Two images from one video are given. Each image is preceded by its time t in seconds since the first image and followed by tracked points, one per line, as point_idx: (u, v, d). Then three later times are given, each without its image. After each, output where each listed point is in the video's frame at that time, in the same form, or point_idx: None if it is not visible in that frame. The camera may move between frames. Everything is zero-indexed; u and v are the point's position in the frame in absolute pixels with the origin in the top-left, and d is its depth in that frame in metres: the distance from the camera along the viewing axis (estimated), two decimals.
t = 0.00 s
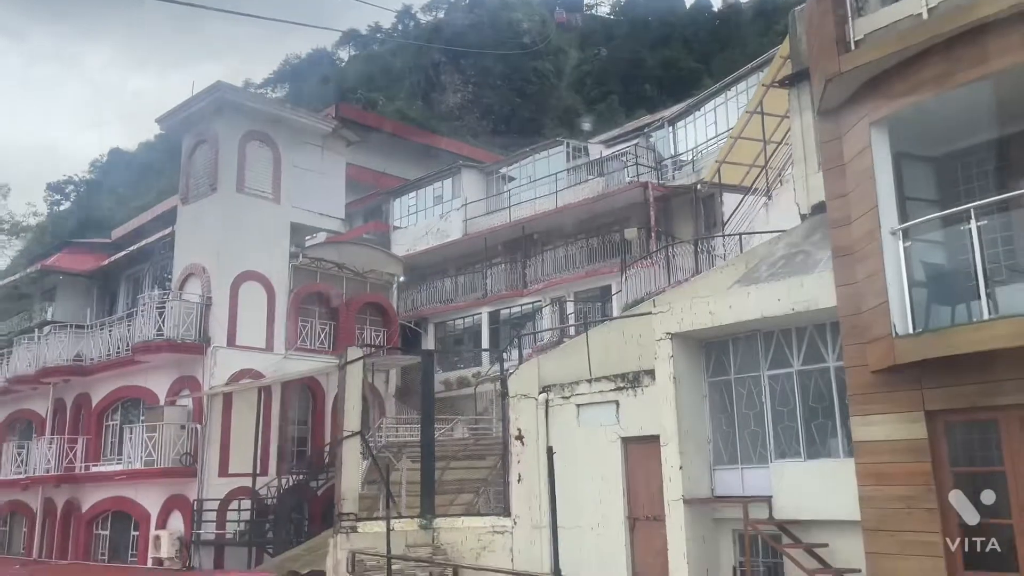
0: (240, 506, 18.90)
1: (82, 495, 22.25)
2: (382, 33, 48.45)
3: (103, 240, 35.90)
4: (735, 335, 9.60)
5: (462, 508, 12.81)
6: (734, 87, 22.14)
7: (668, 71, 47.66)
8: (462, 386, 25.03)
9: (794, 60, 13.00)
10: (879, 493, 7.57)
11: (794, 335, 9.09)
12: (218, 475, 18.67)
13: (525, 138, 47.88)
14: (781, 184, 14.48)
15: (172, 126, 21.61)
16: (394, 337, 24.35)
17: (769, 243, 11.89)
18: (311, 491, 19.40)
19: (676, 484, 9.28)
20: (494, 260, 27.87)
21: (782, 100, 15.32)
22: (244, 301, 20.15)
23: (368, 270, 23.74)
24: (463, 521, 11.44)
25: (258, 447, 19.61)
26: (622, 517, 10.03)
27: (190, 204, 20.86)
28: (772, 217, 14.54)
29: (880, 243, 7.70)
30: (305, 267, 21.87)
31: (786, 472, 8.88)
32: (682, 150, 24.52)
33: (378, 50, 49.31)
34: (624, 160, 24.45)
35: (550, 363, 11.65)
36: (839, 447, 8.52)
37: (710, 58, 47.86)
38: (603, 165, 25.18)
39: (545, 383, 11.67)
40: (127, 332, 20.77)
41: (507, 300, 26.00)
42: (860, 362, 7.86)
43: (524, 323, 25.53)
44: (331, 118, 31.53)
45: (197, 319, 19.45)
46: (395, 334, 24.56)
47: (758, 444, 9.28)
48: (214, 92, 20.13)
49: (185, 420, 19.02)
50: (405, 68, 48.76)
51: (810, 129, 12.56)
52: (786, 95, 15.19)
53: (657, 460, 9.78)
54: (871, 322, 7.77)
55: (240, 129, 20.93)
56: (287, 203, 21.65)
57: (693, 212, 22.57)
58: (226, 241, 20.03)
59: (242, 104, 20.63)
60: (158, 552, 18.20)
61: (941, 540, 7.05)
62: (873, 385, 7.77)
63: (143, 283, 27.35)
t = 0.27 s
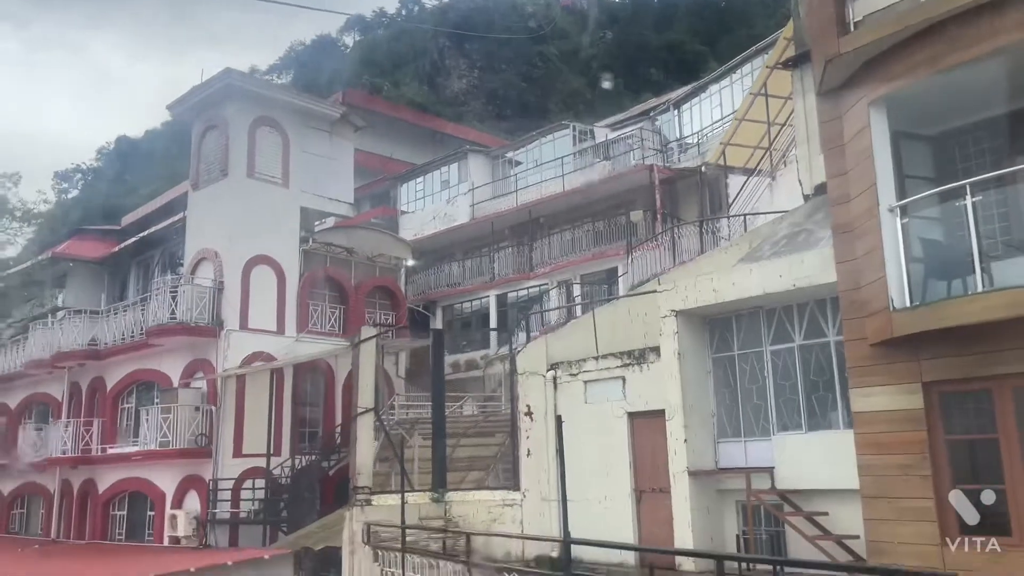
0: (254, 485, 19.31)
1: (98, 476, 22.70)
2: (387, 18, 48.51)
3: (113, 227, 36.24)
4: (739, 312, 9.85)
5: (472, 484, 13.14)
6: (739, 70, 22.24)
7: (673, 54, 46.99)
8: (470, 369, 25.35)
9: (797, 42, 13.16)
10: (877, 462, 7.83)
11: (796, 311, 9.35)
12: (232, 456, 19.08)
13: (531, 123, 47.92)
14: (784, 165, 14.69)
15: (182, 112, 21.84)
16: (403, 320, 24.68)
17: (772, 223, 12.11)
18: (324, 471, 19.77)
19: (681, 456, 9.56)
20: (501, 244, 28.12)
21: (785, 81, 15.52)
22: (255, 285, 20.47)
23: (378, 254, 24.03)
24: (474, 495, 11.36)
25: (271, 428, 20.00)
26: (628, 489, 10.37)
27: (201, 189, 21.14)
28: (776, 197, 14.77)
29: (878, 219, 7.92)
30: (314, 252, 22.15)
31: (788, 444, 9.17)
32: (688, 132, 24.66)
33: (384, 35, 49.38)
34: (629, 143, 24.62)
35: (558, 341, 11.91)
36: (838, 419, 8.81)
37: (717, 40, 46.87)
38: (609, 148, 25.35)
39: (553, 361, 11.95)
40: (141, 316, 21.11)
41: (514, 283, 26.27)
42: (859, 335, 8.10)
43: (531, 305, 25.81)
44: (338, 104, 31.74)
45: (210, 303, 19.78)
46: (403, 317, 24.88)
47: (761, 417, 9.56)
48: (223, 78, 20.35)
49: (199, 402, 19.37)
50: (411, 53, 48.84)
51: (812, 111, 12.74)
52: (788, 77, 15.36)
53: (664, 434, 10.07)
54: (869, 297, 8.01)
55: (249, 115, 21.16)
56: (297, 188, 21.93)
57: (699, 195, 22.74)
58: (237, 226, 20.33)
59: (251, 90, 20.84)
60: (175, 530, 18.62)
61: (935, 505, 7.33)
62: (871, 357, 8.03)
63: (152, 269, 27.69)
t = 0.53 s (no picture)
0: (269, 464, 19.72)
1: (115, 456, 23.14)
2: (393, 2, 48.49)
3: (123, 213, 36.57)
4: (742, 288, 10.09)
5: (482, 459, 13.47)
6: (745, 51, 22.29)
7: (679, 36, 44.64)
8: (479, 351, 25.63)
9: (801, 22, 13.27)
10: (876, 430, 8.09)
11: (798, 287, 9.60)
12: (246, 436, 19.47)
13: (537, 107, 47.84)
14: (789, 144, 14.87)
15: (192, 98, 22.09)
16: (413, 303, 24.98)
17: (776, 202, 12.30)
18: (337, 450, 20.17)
19: (686, 429, 9.84)
20: (508, 228, 28.34)
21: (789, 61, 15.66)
22: (267, 268, 20.79)
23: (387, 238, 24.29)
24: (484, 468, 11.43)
25: (285, 408, 20.38)
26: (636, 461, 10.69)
27: (212, 174, 21.41)
28: (780, 177, 14.94)
29: (878, 195, 8.14)
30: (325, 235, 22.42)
31: (791, 415, 9.47)
32: (694, 114, 24.75)
33: (389, 20, 49.37)
34: (636, 125, 24.76)
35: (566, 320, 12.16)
36: (839, 391, 9.10)
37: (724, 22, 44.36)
38: (615, 131, 25.46)
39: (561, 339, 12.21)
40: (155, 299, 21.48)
41: (522, 265, 26.51)
42: (859, 309, 8.35)
43: (538, 288, 26.04)
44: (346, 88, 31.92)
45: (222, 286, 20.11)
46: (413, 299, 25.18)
47: (764, 390, 9.84)
48: (233, 63, 20.55)
49: (213, 382, 19.74)
50: (417, 38, 48.82)
51: (816, 90, 12.87)
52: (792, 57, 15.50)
53: (669, 408, 10.35)
54: (868, 272, 8.24)
55: (259, 99, 21.39)
56: (307, 172, 22.20)
57: (705, 177, 22.86)
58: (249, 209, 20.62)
59: (261, 74, 21.05)
60: (192, 508, 19.03)
61: (932, 471, 7.59)
62: (870, 330, 8.27)
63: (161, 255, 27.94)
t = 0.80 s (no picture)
0: (283, 444, 20.12)
1: (131, 437, 23.58)
2: None
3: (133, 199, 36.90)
4: (746, 266, 10.32)
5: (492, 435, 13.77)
6: (751, 33, 22.32)
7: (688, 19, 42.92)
8: (487, 333, 25.90)
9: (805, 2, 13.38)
10: (875, 400, 8.33)
11: (801, 264, 9.82)
12: (260, 416, 19.84)
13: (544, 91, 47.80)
14: (794, 124, 15.02)
15: (202, 83, 22.30)
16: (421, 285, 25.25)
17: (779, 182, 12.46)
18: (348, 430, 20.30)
19: (691, 402, 10.08)
20: (516, 211, 28.55)
21: (794, 42, 15.78)
22: (278, 251, 21.08)
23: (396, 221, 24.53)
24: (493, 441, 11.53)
25: (297, 389, 20.72)
26: (642, 434, 10.99)
27: (223, 159, 21.68)
28: (786, 157, 15.12)
29: (878, 172, 8.32)
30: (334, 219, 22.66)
31: (794, 388, 9.75)
32: (701, 97, 24.84)
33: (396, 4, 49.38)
34: (642, 108, 24.89)
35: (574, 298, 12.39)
36: (840, 363, 9.37)
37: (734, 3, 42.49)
38: (622, 114, 25.56)
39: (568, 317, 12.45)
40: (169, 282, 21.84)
41: (530, 248, 26.74)
42: (859, 283, 8.56)
43: (546, 270, 26.27)
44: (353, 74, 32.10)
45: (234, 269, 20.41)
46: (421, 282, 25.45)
47: (767, 364, 10.10)
48: (242, 48, 20.74)
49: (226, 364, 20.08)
50: (423, 22, 48.83)
51: (819, 70, 13.02)
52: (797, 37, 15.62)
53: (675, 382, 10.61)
54: (868, 247, 8.45)
55: (269, 84, 21.60)
56: (316, 156, 22.44)
57: (711, 159, 22.97)
58: (260, 194, 20.89)
59: (270, 59, 21.24)
60: (207, 487, 19.45)
61: (929, 439, 7.84)
62: (870, 303, 8.50)
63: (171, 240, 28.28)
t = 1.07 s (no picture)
0: (294, 425, 20.46)
1: (144, 420, 23.98)
2: None
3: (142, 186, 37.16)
4: (748, 246, 10.57)
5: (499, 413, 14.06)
6: (756, 17, 22.40)
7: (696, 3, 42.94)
8: (494, 316, 26.18)
9: None
10: (873, 374, 8.59)
11: (801, 244, 10.05)
12: (272, 398, 20.19)
13: (550, 77, 47.84)
14: (798, 107, 15.18)
15: (211, 70, 22.52)
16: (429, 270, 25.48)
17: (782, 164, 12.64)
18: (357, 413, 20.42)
19: (694, 378, 10.37)
20: (522, 196, 28.77)
21: (798, 27, 15.91)
22: (288, 236, 21.36)
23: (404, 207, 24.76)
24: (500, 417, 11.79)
25: (307, 372, 21.05)
26: (646, 411, 11.28)
27: (232, 145, 21.94)
28: (789, 140, 15.30)
29: (877, 152, 8.53)
30: (343, 204, 22.89)
31: (793, 364, 9.99)
32: (706, 81, 24.96)
33: None
34: (648, 93, 25.04)
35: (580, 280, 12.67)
36: (839, 340, 9.62)
37: None
38: (628, 98, 25.70)
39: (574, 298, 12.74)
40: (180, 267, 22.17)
41: (536, 233, 26.97)
42: (858, 261, 8.80)
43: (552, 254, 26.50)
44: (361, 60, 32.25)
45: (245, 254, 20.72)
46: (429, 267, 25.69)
47: (768, 341, 10.37)
48: (251, 35, 20.94)
49: (237, 347, 20.43)
50: (429, 8, 48.85)
51: (822, 52, 13.18)
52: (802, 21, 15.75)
53: (678, 360, 10.89)
54: (867, 225, 8.68)
55: (277, 70, 21.81)
56: (324, 141, 22.70)
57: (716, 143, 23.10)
58: (269, 179, 21.16)
59: (278, 46, 21.44)
60: (220, 467, 19.83)
61: (924, 410, 8.09)
62: (868, 280, 8.73)
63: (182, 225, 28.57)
